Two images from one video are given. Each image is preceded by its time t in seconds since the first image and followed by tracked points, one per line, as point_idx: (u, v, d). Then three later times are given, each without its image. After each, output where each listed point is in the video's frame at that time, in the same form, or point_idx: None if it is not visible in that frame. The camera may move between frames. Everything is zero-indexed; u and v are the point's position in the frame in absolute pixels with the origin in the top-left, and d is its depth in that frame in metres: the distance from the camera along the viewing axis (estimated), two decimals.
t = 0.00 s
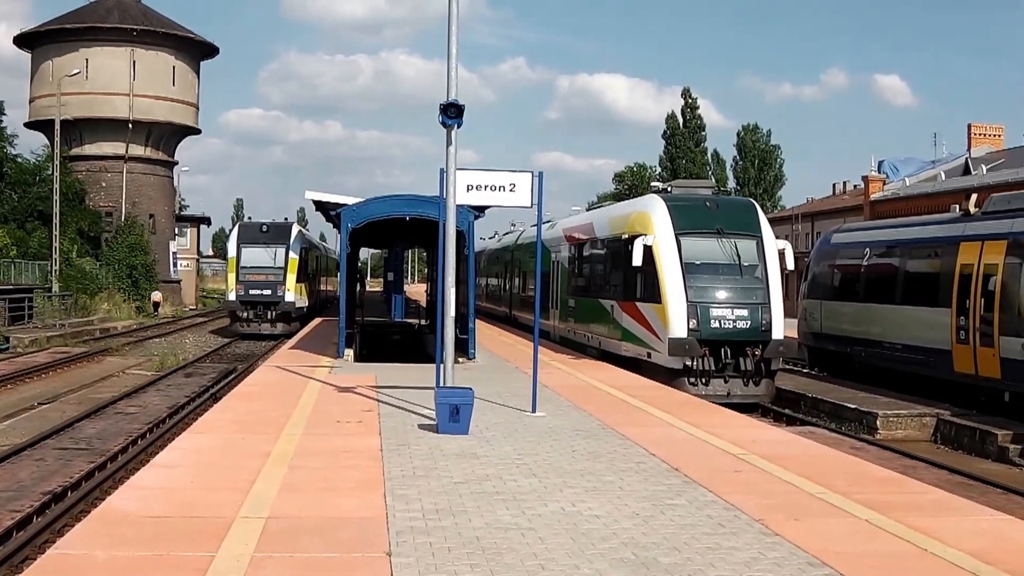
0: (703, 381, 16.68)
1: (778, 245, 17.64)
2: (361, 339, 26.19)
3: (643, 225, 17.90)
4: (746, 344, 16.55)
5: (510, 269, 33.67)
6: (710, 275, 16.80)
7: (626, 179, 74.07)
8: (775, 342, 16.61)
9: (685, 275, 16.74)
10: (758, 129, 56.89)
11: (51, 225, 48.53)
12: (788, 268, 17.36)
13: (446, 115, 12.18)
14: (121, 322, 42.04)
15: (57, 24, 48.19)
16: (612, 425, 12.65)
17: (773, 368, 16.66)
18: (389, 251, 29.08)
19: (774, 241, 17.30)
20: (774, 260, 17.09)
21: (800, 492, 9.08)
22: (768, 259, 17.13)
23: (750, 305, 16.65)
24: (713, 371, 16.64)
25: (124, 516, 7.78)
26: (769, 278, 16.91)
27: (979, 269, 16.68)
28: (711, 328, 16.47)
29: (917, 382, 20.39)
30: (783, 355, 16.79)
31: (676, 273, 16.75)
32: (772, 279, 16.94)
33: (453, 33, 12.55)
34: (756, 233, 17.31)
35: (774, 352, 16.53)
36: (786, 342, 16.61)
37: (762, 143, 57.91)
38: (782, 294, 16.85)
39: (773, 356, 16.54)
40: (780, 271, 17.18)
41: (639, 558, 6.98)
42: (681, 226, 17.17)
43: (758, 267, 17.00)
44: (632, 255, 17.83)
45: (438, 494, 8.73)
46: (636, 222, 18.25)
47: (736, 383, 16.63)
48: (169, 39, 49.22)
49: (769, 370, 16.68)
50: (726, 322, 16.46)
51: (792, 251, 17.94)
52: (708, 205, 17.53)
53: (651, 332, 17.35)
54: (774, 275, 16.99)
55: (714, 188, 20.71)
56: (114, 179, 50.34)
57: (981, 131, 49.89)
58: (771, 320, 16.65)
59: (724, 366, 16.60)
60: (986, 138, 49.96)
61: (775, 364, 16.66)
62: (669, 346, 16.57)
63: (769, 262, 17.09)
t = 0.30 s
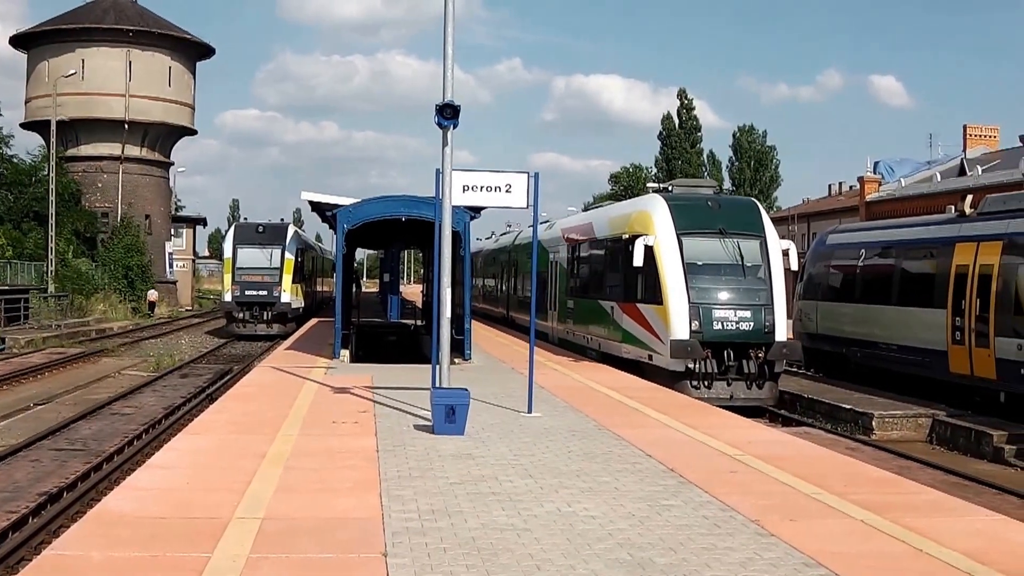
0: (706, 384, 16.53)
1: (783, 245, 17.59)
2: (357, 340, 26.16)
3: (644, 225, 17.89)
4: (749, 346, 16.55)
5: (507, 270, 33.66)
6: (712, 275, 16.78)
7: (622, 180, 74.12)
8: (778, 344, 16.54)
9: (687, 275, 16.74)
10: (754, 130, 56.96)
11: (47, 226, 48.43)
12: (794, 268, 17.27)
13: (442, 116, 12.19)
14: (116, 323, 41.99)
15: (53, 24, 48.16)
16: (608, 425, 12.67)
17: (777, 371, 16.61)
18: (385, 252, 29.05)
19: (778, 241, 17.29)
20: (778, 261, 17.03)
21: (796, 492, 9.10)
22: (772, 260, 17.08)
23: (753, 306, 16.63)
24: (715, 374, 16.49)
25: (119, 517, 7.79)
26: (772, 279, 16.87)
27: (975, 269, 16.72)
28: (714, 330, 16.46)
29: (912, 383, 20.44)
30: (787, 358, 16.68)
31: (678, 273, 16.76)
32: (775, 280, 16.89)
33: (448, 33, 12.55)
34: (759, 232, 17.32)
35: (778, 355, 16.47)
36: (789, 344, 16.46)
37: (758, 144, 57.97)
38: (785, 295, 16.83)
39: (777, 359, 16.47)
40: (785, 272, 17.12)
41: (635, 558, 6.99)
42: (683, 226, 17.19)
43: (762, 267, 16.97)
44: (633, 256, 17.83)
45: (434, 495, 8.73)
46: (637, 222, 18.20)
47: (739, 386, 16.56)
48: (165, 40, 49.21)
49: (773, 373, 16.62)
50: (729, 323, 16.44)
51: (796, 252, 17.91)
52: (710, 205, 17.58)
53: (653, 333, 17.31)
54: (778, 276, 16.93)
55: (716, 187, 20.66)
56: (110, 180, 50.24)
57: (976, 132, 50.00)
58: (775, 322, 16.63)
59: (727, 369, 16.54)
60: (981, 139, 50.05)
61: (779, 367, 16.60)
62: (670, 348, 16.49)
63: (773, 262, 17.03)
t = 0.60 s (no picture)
0: (708, 388, 16.53)
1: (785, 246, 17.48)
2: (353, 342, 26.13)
3: (645, 226, 17.74)
4: (752, 349, 16.45)
5: (503, 272, 33.62)
6: (714, 277, 16.64)
7: (618, 181, 74.23)
8: (781, 347, 16.44)
9: (688, 277, 16.60)
10: (749, 132, 57.05)
11: (42, 228, 48.34)
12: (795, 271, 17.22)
13: (437, 118, 12.20)
14: (112, 325, 41.95)
15: (49, 25, 48.12)
16: (603, 427, 12.69)
17: (780, 375, 16.58)
18: (380, 254, 29.02)
19: (780, 242, 17.16)
20: (781, 263, 16.91)
21: (791, 494, 9.11)
22: (774, 262, 16.96)
23: (755, 309, 16.49)
24: (717, 378, 16.50)
25: (115, 519, 7.79)
26: (774, 282, 16.79)
27: (969, 271, 16.76)
28: (716, 332, 16.30)
29: (907, 385, 20.48)
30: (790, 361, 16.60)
31: (679, 275, 16.62)
32: (778, 283, 16.80)
33: (444, 35, 12.57)
34: (762, 233, 17.17)
35: (781, 358, 16.40)
36: (792, 347, 16.39)
37: (753, 146, 58.07)
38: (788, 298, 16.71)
39: (780, 362, 16.42)
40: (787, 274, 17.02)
41: (630, 560, 7.00)
42: (684, 227, 17.04)
43: (763, 269, 16.87)
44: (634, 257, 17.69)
45: (429, 497, 8.74)
46: (638, 224, 18.05)
47: (741, 390, 16.48)
48: (161, 41, 49.20)
49: (775, 377, 16.61)
50: (731, 326, 16.30)
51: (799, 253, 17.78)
52: (712, 206, 17.44)
53: (654, 337, 17.17)
54: (780, 279, 16.85)
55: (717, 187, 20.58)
56: (105, 181, 50.15)
57: (971, 135, 50.08)
58: (778, 325, 16.50)
59: (729, 372, 16.51)
60: (975, 141, 50.14)
61: (782, 371, 16.56)
62: (672, 352, 16.34)
63: (776, 264, 16.93)
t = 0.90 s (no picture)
0: (710, 393, 16.21)
1: (788, 248, 17.30)
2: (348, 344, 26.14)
3: (645, 228, 17.59)
4: (755, 353, 16.14)
5: (499, 275, 33.61)
6: (716, 279, 16.45)
7: (613, 185, 74.36)
8: (785, 351, 16.20)
9: (690, 279, 16.43)
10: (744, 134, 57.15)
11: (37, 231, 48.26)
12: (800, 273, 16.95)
13: (432, 121, 12.21)
14: (107, 328, 41.92)
15: (44, 28, 48.08)
16: (598, 430, 12.70)
17: (784, 379, 16.24)
18: (375, 257, 29.01)
19: (784, 244, 16.95)
20: (785, 266, 16.71)
21: (786, 497, 9.12)
22: (778, 264, 16.75)
23: (758, 312, 16.24)
24: (720, 383, 16.18)
25: (110, 522, 7.79)
26: (778, 284, 16.53)
27: (964, 274, 16.79)
28: (718, 336, 16.09)
29: (902, 387, 20.52)
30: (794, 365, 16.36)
31: (681, 277, 16.46)
32: (781, 286, 16.56)
33: (438, 38, 12.58)
34: (765, 235, 16.99)
35: (785, 361, 16.16)
36: (796, 351, 16.17)
37: (748, 149, 58.17)
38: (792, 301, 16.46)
39: (784, 366, 16.16)
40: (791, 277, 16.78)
41: (625, 563, 7.01)
42: (686, 229, 16.87)
43: (767, 272, 16.63)
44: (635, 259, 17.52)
45: (425, 500, 8.74)
46: (637, 225, 17.92)
47: (745, 395, 16.17)
48: (156, 44, 49.18)
49: (779, 381, 16.26)
50: (734, 330, 16.08)
51: (803, 255, 17.60)
52: (714, 207, 17.28)
53: (655, 340, 17.02)
54: (784, 282, 16.63)
55: (719, 188, 20.49)
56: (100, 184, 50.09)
57: (965, 137, 50.18)
58: (781, 328, 16.27)
59: (732, 377, 16.16)
60: (970, 144, 50.25)
61: (785, 375, 16.24)
62: (674, 356, 16.17)
63: (779, 267, 16.73)
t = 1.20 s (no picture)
0: (714, 399, 15.97)
1: (792, 251, 17.10)
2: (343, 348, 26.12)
3: (647, 231, 17.38)
4: (759, 359, 15.96)
5: (496, 278, 33.62)
6: (719, 283, 16.21)
7: (610, 188, 74.46)
8: (789, 356, 15.99)
9: (693, 282, 16.17)
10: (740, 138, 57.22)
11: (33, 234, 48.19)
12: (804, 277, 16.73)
13: (429, 124, 12.22)
14: (103, 331, 41.88)
15: (40, 31, 48.07)
16: (594, 433, 12.72)
17: (788, 385, 16.04)
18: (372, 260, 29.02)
19: (788, 247, 16.76)
20: (788, 269, 16.52)
21: (782, 501, 9.12)
22: (782, 268, 16.56)
23: (762, 317, 16.05)
24: (723, 389, 15.93)
25: (105, 526, 7.79)
26: (782, 288, 16.33)
27: (959, 277, 16.84)
28: (721, 341, 15.88)
29: (895, 391, 20.59)
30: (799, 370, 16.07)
31: (684, 281, 16.20)
32: (785, 290, 16.37)
33: (435, 42, 12.60)
34: (769, 238, 16.79)
35: (789, 367, 15.90)
36: (802, 356, 15.91)
37: (744, 152, 58.21)
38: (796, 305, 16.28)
39: (788, 371, 15.90)
40: (795, 281, 16.58)
41: (620, 566, 7.02)
42: (688, 232, 16.67)
43: (771, 275, 16.42)
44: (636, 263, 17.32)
45: (421, 503, 8.75)
46: (640, 227, 17.70)
47: (748, 401, 15.98)
48: (153, 47, 49.17)
49: (784, 387, 16.07)
50: (737, 335, 15.87)
51: (807, 259, 17.39)
52: (717, 209, 17.10)
53: (657, 345, 16.77)
54: (788, 286, 16.43)
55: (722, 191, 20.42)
56: (97, 187, 50.00)
57: (961, 140, 50.25)
58: (786, 333, 16.09)
59: (735, 383, 15.95)
60: (965, 147, 50.32)
61: (789, 381, 16.04)
62: (677, 361, 15.92)
63: (783, 270, 16.54)
